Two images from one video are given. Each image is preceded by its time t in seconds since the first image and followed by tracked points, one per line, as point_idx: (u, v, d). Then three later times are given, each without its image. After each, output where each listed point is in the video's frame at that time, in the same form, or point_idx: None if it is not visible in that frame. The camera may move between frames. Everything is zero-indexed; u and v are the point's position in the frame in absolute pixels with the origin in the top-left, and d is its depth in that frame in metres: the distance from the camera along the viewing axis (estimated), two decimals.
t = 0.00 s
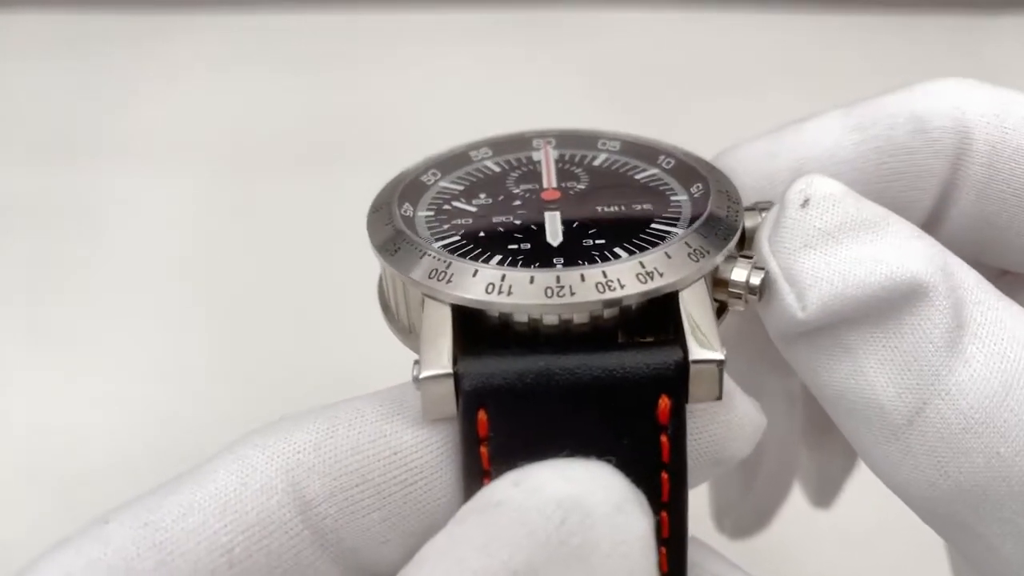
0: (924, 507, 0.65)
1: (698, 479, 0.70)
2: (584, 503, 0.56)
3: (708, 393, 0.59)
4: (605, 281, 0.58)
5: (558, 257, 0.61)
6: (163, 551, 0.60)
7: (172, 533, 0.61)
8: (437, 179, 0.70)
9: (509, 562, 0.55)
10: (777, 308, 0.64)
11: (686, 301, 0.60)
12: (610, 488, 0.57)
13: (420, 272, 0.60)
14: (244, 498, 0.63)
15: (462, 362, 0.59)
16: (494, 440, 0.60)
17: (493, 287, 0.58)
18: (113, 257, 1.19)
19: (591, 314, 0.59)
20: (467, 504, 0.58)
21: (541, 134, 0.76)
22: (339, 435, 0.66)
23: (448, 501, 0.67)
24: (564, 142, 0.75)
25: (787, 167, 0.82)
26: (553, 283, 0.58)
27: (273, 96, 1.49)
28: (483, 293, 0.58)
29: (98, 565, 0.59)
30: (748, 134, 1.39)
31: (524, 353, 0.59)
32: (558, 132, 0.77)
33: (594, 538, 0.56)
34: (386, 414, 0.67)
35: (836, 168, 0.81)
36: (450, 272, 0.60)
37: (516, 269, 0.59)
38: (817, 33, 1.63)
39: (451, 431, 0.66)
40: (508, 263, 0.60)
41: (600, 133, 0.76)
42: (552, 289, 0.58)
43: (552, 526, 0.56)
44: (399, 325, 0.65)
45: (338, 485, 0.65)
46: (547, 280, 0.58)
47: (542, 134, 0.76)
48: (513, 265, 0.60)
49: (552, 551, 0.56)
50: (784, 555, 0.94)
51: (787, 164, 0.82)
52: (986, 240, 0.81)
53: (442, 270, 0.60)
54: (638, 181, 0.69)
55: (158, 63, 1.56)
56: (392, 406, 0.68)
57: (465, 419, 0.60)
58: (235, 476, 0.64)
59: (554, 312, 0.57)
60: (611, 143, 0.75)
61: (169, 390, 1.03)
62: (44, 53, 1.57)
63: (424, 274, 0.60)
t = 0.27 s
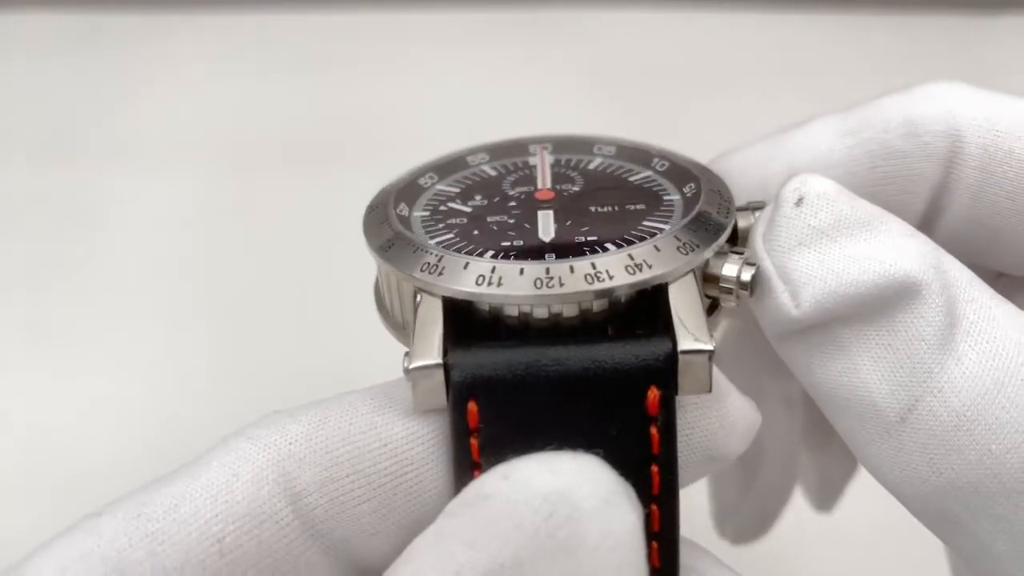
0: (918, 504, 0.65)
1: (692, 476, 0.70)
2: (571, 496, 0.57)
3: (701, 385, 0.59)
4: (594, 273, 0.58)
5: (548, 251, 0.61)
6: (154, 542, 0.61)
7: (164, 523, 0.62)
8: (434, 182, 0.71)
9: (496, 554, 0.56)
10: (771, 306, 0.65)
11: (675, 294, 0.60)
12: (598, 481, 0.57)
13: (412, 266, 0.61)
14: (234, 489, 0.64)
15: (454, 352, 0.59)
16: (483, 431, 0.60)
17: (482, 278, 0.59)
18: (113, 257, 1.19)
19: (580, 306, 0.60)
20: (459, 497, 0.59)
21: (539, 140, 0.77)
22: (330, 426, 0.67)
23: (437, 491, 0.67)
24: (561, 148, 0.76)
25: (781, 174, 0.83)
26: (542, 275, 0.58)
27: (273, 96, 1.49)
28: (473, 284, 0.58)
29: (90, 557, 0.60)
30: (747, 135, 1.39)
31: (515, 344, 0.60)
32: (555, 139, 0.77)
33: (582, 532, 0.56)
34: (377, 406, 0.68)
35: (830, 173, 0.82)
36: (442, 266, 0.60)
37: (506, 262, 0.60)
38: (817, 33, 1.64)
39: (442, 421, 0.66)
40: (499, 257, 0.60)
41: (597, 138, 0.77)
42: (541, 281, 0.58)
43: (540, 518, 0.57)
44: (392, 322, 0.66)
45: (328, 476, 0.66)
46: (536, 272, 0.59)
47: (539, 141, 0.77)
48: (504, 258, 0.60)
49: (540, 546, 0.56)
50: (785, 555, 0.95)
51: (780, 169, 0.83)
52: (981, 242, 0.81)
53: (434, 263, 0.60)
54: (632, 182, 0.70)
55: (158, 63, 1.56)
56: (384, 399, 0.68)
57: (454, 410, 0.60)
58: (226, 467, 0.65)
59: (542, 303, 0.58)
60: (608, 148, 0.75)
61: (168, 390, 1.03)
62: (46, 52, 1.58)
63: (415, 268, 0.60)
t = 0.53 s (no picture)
0: (909, 502, 0.66)
1: (685, 474, 0.71)
2: (554, 483, 0.55)
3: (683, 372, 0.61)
4: (580, 262, 0.59)
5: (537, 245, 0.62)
6: (148, 526, 0.60)
7: (157, 509, 0.61)
8: (432, 188, 0.72)
9: (477, 542, 0.55)
10: (764, 306, 0.65)
11: (661, 284, 0.61)
12: (581, 470, 0.56)
13: (404, 261, 0.62)
14: (228, 477, 0.64)
15: (442, 342, 0.60)
16: (471, 419, 0.60)
17: (470, 269, 0.59)
18: (113, 257, 1.20)
19: (568, 298, 0.60)
20: (442, 488, 0.58)
21: (537, 151, 0.78)
22: (322, 417, 0.68)
23: (428, 481, 0.68)
24: (559, 159, 0.76)
25: (775, 176, 0.84)
26: (528, 265, 0.59)
27: (273, 96, 1.50)
28: (460, 275, 0.59)
29: (83, 540, 0.59)
30: (744, 136, 1.40)
31: (504, 335, 0.61)
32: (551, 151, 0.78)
33: (564, 520, 0.55)
34: (369, 399, 0.69)
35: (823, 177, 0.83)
36: (432, 259, 0.61)
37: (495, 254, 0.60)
38: (816, 34, 1.64)
39: (432, 408, 0.68)
40: (489, 250, 0.61)
41: (595, 149, 0.78)
42: (528, 271, 0.59)
43: (521, 506, 0.55)
44: (387, 321, 0.67)
45: (321, 465, 0.66)
46: (523, 262, 0.59)
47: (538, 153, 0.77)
48: (493, 251, 0.61)
49: (521, 534, 0.55)
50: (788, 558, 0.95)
51: (775, 174, 0.84)
52: (973, 245, 0.82)
53: (424, 257, 0.61)
54: (626, 186, 0.70)
55: (158, 63, 1.56)
56: (374, 393, 0.69)
57: (443, 398, 0.61)
58: (220, 456, 0.65)
59: (528, 291, 0.58)
60: (604, 156, 0.76)
61: (167, 389, 1.04)
62: (47, 53, 1.58)
63: (406, 262, 0.61)
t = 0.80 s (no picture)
0: (904, 501, 0.67)
1: (683, 473, 0.72)
2: (554, 482, 0.55)
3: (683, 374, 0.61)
4: (580, 264, 0.60)
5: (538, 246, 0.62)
6: (149, 526, 0.61)
7: (159, 509, 0.62)
8: (432, 189, 0.72)
9: (480, 543, 0.55)
10: (758, 308, 0.66)
11: (660, 285, 0.62)
12: (582, 469, 0.56)
13: (406, 262, 0.62)
14: (230, 475, 0.65)
15: (444, 342, 0.61)
16: (472, 418, 0.61)
17: (472, 269, 0.60)
18: (113, 257, 1.20)
19: (568, 299, 0.61)
20: (446, 488, 0.58)
21: (536, 152, 0.78)
22: (324, 417, 0.68)
23: (428, 480, 0.69)
24: (558, 161, 0.77)
25: (770, 181, 0.85)
26: (529, 266, 0.60)
27: (273, 97, 1.50)
28: (462, 275, 0.60)
29: (85, 540, 0.59)
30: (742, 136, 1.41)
31: (504, 335, 0.61)
32: (552, 153, 0.79)
33: (565, 519, 0.55)
34: (370, 399, 0.69)
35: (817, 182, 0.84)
36: (434, 259, 0.62)
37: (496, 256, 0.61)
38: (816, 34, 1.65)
39: (434, 408, 0.68)
40: (489, 251, 0.62)
41: (594, 152, 0.78)
42: (529, 271, 0.60)
43: (522, 505, 0.55)
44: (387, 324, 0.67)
45: (324, 463, 0.67)
46: (523, 263, 0.60)
47: (538, 154, 0.78)
48: (494, 252, 0.62)
49: (524, 533, 0.55)
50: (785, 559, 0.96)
51: (771, 177, 0.85)
52: (968, 246, 0.83)
53: (426, 257, 0.62)
54: (624, 189, 0.71)
55: (158, 62, 1.57)
56: (377, 392, 0.70)
57: (444, 398, 0.61)
58: (222, 454, 0.66)
59: (529, 291, 0.59)
60: (603, 160, 0.77)
61: (168, 389, 1.04)
62: (47, 53, 1.59)
63: (408, 263, 0.62)
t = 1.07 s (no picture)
0: (918, 504, 0.66)
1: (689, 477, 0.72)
2: (593, 507, 0.60)
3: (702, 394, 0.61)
4: (605, 285, 0.59)
5: (558, 258, 0.62)
6: (175, 551, 0.63)
7: (181, 532, 0.64)
8: (437, 174, 0.71)
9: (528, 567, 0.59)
10: (771, 308, 0.65)
11: (683, 305, 0.61)
12: (617, 492, 0.60)
13: (423, 271, 0.61)
14: (252, 496, 0.66)
15: (463, 360, 0.60)
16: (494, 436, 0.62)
17: (494, 288, 0.59)
18: (115, 258, 1.20)
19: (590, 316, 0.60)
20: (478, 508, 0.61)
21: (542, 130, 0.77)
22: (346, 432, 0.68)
23: (447, 494, 0.69)
24: (564, 141, 0.76)
25: (781, 172, 0.84)
26: (553, 286, 0.59)
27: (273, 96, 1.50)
28: (485, 294, 0.59)
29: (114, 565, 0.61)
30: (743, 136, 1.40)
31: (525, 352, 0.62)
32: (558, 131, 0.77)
33: (605, 541, 0.60)
34: (392, 414, 0.69)
35: (829, 173, 0.82)
36: (453, 273, 0.61)
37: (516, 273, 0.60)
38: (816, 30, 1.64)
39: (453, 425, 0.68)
40: (509, 266, 0.61)
41: (601, 131, 0.77)
42: (553, 292, 0.59)
43: (565, 530, 0.60)
44: (398, 318, 0.66)
45: (346, 479, 0.68)
46: (547, 283, 0.59)
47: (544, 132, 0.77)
48: (514, 267, 0.61)
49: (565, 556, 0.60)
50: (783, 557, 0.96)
51: (779, 167, 0.84)
52: (981, 244, 0.82)
53: (444, 270, 0.61)
54: (636, 181, 0.70)
55: (156, 62, 1.56)
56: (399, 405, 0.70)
57: (466, 416, 0.62)
58: (243, 473, 0.67)
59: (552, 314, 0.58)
60: (611, 143, 0.75)
61: (171, 390, 1.04)
62: (45, 53, 1.58)
63: (426, 274, 0.61)
